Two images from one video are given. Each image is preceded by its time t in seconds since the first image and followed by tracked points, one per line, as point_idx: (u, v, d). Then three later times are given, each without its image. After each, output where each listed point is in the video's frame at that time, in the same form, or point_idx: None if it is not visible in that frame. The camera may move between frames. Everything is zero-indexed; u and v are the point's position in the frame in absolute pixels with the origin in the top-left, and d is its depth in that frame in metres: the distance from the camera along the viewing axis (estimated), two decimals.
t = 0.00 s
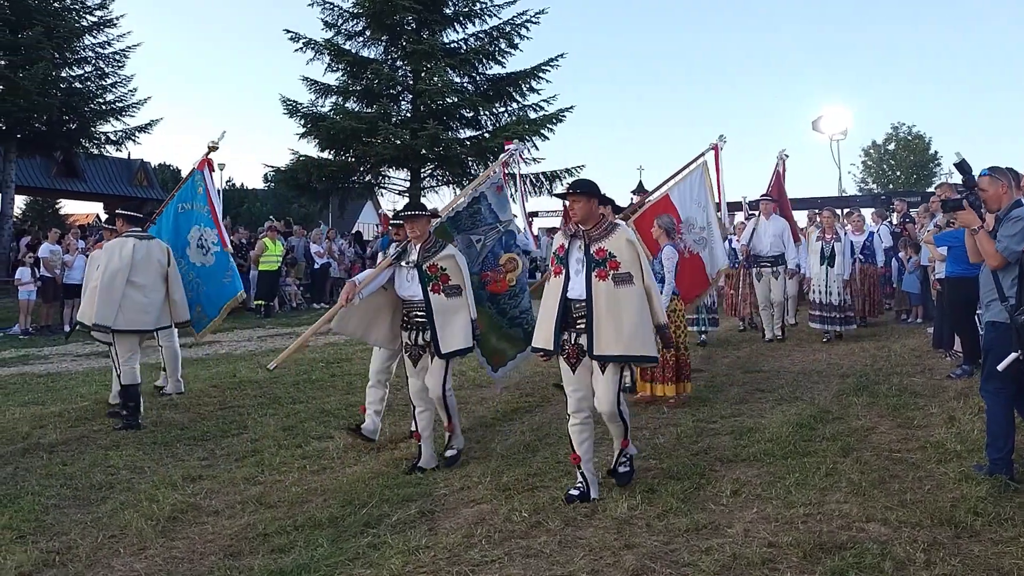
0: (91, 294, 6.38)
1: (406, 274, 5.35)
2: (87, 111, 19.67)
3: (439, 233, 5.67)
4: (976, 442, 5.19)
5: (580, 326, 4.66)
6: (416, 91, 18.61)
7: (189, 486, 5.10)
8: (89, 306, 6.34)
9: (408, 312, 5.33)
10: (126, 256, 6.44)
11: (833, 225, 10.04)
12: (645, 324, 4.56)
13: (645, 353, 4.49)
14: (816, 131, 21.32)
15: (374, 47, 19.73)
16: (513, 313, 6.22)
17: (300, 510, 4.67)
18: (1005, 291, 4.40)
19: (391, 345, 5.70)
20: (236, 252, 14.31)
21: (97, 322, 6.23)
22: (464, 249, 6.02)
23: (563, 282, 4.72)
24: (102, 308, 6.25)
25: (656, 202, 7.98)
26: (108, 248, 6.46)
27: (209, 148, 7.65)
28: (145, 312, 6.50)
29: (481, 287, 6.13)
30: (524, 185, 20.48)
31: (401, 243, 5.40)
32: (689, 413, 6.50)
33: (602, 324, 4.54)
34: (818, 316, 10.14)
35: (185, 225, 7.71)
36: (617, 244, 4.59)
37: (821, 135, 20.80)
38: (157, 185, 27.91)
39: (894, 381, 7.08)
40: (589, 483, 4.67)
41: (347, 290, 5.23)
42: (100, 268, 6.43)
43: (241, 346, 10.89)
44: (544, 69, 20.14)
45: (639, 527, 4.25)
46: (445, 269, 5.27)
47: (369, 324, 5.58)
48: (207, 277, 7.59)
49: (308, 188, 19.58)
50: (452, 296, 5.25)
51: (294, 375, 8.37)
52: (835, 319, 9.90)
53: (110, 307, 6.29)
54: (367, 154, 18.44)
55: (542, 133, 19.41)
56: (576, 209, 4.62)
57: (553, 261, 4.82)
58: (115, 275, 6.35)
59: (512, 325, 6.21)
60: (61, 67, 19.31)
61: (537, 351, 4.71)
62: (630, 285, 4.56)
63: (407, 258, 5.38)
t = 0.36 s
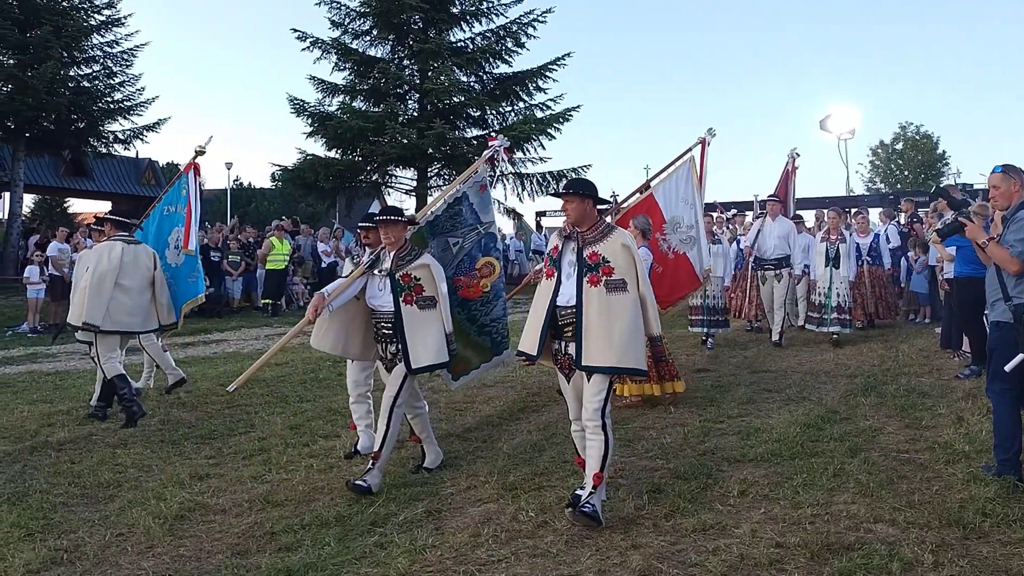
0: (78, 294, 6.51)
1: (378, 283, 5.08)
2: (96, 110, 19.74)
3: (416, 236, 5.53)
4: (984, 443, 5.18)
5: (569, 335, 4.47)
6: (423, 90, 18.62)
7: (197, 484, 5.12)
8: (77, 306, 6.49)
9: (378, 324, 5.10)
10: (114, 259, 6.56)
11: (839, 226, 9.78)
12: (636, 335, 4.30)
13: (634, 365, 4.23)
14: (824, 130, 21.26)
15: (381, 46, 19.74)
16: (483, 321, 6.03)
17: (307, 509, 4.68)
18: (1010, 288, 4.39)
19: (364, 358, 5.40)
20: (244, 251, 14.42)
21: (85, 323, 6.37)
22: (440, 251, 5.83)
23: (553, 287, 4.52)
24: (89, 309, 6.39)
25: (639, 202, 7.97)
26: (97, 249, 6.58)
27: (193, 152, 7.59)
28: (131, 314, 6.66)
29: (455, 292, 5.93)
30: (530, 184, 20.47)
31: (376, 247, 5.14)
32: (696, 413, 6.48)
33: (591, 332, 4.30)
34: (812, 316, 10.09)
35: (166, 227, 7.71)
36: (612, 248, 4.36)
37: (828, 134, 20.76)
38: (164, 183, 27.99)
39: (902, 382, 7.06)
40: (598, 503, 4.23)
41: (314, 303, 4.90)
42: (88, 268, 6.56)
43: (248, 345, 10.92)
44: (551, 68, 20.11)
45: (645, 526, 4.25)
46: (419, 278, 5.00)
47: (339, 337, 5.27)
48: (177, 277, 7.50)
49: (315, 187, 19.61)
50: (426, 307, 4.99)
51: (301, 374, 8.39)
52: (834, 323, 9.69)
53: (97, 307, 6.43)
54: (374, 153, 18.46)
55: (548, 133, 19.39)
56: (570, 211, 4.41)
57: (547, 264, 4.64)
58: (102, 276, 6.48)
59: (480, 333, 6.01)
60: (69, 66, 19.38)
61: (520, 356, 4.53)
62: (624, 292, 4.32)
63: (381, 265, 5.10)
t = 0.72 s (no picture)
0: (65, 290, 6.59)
1: (347, 279, 4.93)
2: (104, 109, 19.81)
3: (398, 229, 5.44)
4: (992, 442, 5.17)
5: (565, 336, 4.20)
6: (429, 89, 18.62)
7: (204, 482, 5.15)
8: (62, 302, 6.54)
9: (348, 320, 4.93)
10: (100, 255, 6.68)
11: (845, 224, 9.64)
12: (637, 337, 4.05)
13: (632, 369, 3.98)
14: (832, 128, 21.18)
15: (388, 46, 19.76)
16: (450, 314, 6.11)
17: (315, 507, 4.70)
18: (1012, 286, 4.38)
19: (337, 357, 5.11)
20: (252, 250, 14.53)
21: (71, 317, 6.42)
22: (423, 243, 5.78)
23: (550, 286, 4.30)
24: (76, 302, 6.45)
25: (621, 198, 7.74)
26: (85, 246, 6.70)
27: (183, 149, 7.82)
28: (120, 308, 6.75)
29: (429, 286, 5.93)
30: (537, 182, 20.47)
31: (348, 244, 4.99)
32: (702, 412, 6.48)
33: (588, 334, 4.07)
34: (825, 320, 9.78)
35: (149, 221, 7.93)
36: (611, 245, 4.14)
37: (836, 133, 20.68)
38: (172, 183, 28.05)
39: (909, 380, 7.04)
40: (600, 519, 4.13)
41: (275, 300, 4.76)
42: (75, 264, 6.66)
43: (255, 343, 10.96)
44: (557, 67, 20.09)
45: (652, 525, 4.26)
46: (388, 275, 4.80)
47: (310, 334, 5.02)
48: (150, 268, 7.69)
49: (322, 186, 19.65)
50: (395, 306, 4.78)
51: (308, 373, 8.41)
52: (847, 323, 9.44)
53: (84, 301, 6.48)
54: (381, 152, 18.48)
55: (555, 131, 19.37)
56: (570, 205, 4.21)
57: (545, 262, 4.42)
58: (89, 272, 6.58)
59: (446, 327, 6.10)
60: (78, 66, 19.45)
61: (521, 360, 4.31)
62: (623, 291, 4.09)
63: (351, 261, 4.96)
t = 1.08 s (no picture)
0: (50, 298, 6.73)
1: (314, 291, 4.59)
2: (111, 109, 19.87)
3: (370, 236, 5.17)
4: (999, 441, 5.16)
5: (561, 347, 3.97)
6: (436, 88, 18.63)
7: (211, 480, 5.17)
8: (50, 310, 6.70)
9: (317, 333, 4.57)
10: (81, 260, 6.75)
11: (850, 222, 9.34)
12: (637, 345, 3.85)
13: (634, 379, 3.80)
14: (838, 126, 21.12)
15: (394, 45, 19.77)
16: (437, 323, 5.99)
17: (321, 506, 4.72)
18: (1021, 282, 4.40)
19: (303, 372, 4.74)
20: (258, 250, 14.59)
21: (59, 324, 6.58)
22: (402, 250, 5.60)
23: (541, 295, 4.06)
24: (61, 310, 6.59)
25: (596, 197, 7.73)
26: (66, 253, 6.79)
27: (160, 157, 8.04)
28: (107, 311, 6.85)
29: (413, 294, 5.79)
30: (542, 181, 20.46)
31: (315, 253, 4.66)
32: (708, 411, 6.47)
33: (585, 345, 3.85)
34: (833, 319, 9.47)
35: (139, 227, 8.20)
36: (603, 249, 3.93)
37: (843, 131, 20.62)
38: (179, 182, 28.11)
39: (917, 380, 7.01)
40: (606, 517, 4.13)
41: (238, 315, 4.40)
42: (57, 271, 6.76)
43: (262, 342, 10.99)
44: (563, 66, 20.08)
45: (658, 524, 4.26)
46: (360, 285, 4.53)
47: (274, 349, 4.63)
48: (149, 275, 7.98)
49: (328, 185, 19.68)
50: (368, 316, 4.50)
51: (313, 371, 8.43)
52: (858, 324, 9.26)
53: (69, 308, 6.62)
54: (387, 151, 18.50)
55: (561, 130, 19.36)
56: (559, 208, 3.98)
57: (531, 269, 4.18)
58: (71, 279, 6.68)
59: (435, 337, 5.98)
60: (85, 66, 19.52)
61: (514, 376, 4.08)
62: (619, 297, 3.89)
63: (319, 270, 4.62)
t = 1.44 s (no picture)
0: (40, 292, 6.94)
1: (272, 285, 4.39)
2: (118, 109, 19.96)
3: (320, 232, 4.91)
4: (1005, 441, 5.15)
5: (531, 359, 3.54)
6: (441, 87, 18.64)
7: (218, 479, 5.19)
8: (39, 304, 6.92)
9: (277, 332, 4.35)
10: (70, 257, 6.96)
11: (850, 222, 9.02)
12: (617, 355, 3.49)
13: (614, 392, 3.44)
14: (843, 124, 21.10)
15: (399, 45, 19.80)
16: (416, 327, 5.44)
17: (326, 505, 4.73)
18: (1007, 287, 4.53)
19: (252, 370, 4.69)
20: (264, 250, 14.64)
21: (47, 318, 6.79)
22: (360, 249, 5.18)
23: (508, 303, 3.63)
24: (49, 304, 6.80)
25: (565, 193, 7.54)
26: (57, 250, 7.00)
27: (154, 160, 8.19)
28: (94, 306, 7.03)
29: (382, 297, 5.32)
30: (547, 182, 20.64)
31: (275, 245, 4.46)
32: (713, 411, 6.46)
33: (560, 356, 3.46)
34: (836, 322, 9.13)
35: (130, 231, 8.84)
36: (578, 252, 3.56)
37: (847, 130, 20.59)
38: (185, 181, 28.21)
39: (922, 379, 7.00)
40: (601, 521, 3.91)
41: (192, 308, 4.15)
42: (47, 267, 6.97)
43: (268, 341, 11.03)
44: (569, 65, 20.07)
45: (663, 523, 4.27)
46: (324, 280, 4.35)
47: (223, 346, 4.59)
48: (147, 278, 8.88)
49: (334, 185, 19.72)
50: (334, 311, 4.33)
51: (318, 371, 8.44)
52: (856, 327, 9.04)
53: (57, 302, 6.83)
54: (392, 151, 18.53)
55: (566, 130, 19.37)
56: (529, 209, 3.57)
57: (496, 277, 3.73)
58: (61, 275, 6.89)
59: (416, 342, 5.47)
60: (92, 66, 19.61)
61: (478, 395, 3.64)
62: (596, 303, 3.52)
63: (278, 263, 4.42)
